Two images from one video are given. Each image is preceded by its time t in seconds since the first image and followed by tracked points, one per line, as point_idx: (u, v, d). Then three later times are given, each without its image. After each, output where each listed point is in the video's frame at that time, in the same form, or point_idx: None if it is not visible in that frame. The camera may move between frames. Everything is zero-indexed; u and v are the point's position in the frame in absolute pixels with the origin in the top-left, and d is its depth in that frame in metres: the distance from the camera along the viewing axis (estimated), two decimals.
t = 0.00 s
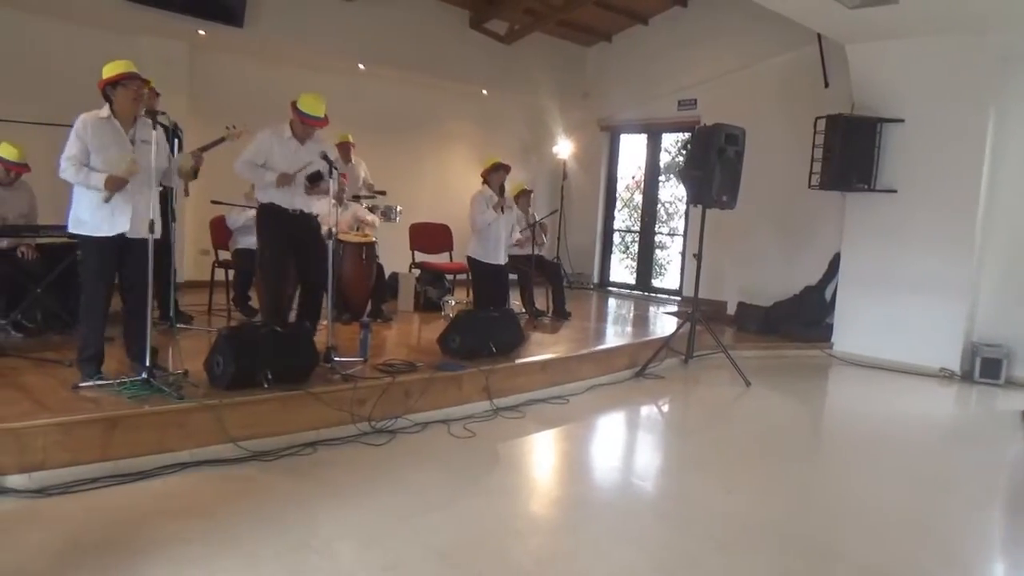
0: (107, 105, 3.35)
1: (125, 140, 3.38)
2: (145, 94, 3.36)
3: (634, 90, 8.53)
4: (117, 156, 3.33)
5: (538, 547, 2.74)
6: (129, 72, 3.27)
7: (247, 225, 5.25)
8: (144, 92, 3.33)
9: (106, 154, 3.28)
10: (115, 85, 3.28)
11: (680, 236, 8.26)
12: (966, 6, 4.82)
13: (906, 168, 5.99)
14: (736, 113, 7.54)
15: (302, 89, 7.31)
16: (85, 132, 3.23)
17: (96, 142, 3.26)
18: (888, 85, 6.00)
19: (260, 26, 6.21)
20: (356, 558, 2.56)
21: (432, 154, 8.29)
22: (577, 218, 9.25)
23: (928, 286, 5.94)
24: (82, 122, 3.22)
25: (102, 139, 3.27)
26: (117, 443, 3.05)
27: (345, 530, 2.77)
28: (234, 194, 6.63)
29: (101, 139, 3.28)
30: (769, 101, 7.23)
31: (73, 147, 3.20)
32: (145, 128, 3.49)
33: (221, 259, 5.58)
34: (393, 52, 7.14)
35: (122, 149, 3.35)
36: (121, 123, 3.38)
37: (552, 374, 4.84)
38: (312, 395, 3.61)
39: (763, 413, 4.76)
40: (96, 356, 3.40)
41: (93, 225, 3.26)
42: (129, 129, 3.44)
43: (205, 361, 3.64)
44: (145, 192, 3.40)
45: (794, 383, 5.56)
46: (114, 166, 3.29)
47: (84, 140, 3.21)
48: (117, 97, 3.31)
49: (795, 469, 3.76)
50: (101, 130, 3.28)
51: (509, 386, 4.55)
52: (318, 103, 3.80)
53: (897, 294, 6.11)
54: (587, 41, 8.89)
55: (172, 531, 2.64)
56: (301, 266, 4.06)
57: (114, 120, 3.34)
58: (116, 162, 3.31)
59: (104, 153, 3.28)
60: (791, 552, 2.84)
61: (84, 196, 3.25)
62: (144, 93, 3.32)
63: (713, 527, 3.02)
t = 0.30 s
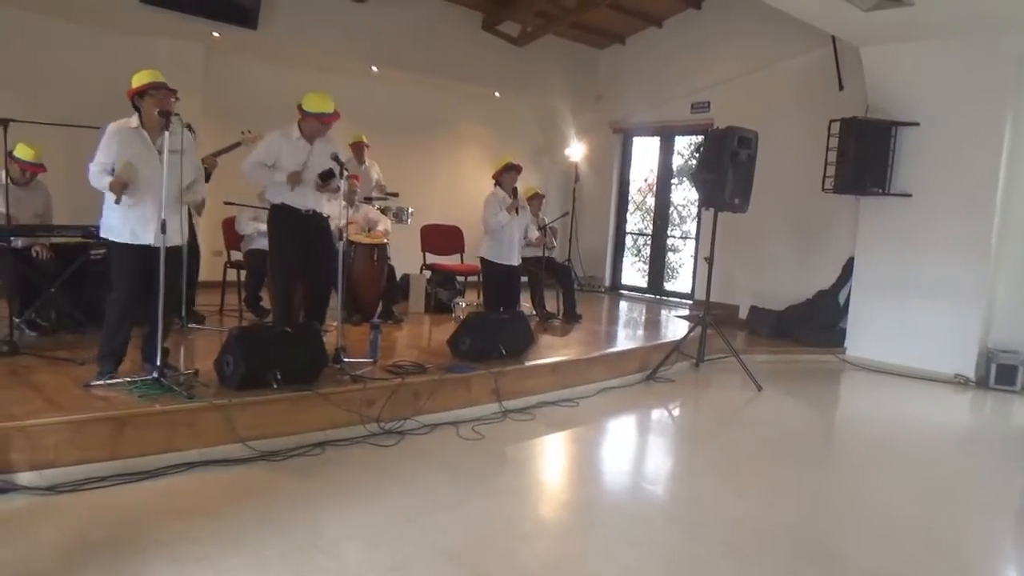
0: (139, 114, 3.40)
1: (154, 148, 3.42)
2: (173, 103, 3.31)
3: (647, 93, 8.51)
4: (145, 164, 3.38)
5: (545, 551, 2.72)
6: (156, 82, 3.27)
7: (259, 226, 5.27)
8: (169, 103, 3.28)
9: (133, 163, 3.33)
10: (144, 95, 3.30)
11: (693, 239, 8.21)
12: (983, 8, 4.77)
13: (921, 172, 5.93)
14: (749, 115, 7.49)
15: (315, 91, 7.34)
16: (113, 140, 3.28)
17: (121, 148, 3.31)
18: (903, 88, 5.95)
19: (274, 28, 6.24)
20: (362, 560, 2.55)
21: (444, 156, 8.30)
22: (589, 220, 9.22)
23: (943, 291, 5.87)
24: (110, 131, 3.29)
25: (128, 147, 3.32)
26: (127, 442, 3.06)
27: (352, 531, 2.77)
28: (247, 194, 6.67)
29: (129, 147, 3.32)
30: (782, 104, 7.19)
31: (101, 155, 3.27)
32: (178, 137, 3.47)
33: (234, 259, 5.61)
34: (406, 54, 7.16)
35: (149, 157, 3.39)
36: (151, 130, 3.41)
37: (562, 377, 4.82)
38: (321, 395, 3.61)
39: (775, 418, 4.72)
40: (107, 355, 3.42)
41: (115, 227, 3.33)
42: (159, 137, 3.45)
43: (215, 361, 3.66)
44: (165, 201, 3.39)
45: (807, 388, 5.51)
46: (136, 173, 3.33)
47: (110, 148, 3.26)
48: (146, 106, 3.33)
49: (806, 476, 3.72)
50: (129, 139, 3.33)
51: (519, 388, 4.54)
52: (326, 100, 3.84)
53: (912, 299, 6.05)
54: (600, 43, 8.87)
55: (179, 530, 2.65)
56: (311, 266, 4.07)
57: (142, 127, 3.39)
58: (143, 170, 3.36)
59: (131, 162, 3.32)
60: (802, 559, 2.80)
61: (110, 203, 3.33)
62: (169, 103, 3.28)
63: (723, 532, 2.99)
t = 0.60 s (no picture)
0: (153, 112, 3.43)
1: (167, 146, 3.44)
2: (183, 100, 3.33)
3: (656, 97, 8.49)
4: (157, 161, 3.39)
5: (551, 556, 2.71)
6: (169, 80, 3.30)
7: (267, 228, 5.29)
8: (180, 100, 3.30)
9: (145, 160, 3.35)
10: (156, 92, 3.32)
11: (700, 244, 8.18)
12: (995, 13, 4.74)
13: (931, 179, 5.90)
14: (758, 120, 7.48)
15: (325, 93, 7.36)
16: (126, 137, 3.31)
17: (134, 146, 3.34)
18: (914, 94, 5.92)
19: (284, 30, 6.26)
20: (366, 563, 2.54)
21: (452, 159, 8.31)
22: (597, 225, 9.21)
23: (953, 298, 5.83)
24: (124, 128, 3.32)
25: (141, 145, 3.35)
26: (134, 442, 3.07)
27: (356, 534, 2.76)
28: (255, 196, 6.69)
29: (141, 144, 3.35)
30: (792, 109, 7.17)
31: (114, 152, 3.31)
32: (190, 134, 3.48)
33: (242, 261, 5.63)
34: (414, 57, 7.17)
35: (161, 154, 3.41)
36: (164, 129, 3.43)
37: (568, 381, 4.81)
38: (327, 397, 3.61)
39: (780, 424, 4.69)
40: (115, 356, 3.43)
41: (127, 224, 3.36)
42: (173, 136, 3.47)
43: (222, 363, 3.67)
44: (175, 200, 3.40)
45: (814, 394, 5.48)
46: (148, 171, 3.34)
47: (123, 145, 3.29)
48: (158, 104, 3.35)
49: (814, 483, 3.69)
50: (142, 136, 3.36)
51: (525, 392, 4.53)
52: (339, 104, 3.84)
53: (922, 305, 6.01)
54: (609, 47, 8.87)
55: (185, 531, 2.65)
56: (319, 269, 4.08)
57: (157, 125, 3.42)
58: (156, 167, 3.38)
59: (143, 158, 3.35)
60: (808, 567, 2.77)
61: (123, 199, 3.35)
62: (180, 100, 3.30)
63: (727, 540, 2.97)
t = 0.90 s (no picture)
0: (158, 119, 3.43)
1: (171, 154, 3.43)
2: (187, 107, 3.32)
3: (657, 100, 8.50)
4: (160, 169, 3.39)
5: (555, 562, 2.69)
6: (173, 87, 3.29)
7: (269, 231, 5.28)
8: (183, 107, 3.30)
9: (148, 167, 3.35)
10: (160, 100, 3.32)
11: (701, 248, 8.17)
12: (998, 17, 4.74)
13: (933, 183, 5.90)
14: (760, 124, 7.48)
15: (326, 97, 7.36)
16: (130, 144, 3.32)
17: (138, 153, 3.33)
18: (916, 98, 5.92)
19: (286, 34, 6.26)
20: (368, 568, 2.53)
21: (453, 162, 8.31)
22: (598, 228, 9.21)
23: (955, 302, 5.82)
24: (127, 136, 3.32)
25: (145, 152, 3.34)
26: (135, 447, 3.06)
27: (358, 539, 2.75)
28: (256, 200, 6.69)
29: (145, 151, 3.35)
30: (793, 113, 7.17)
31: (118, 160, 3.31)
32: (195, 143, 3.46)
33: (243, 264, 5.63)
34: (416, 61, 7.17)
35: (165, 162, 3.40)
36: (168, 136, 3.42)
37: (570, 386, 4.80)
38: (329, 402, 3.60)
39: (782, 428, 4.69)
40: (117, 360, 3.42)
41: (130, 231, 3.35)
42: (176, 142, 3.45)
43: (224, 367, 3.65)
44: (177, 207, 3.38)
45: (816, 399, 5.47)
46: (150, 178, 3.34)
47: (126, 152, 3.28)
48: (162, 111, 3.34)
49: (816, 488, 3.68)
50: (146, 143, 3.36)
51: (527, 396, 4.52)
52: (343, 108, 3.82)
53: (924, 309, 6.00)
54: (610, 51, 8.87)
55: (186, 536, 2.64)
56: (322, 272, 4.07)
57: (160, 132, 3.41)
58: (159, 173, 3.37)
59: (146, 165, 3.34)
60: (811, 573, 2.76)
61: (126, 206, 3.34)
62: (183, 107, 3.29)
63: (729, 544, 2.96)
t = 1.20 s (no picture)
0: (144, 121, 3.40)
1: (160, 155, 3.41)
2: (179, 109, 3.34)
3: (655, 105, 8.51)
4: (151, 172, 3.36)
5: (558, 568, 2.68)
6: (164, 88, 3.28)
7: (268, 238, 5.28)
8: (177, 109, 3.32)
9: (139, 169, 3.32)
10: (149, 101, 3.31)
11: (700, 252, 8.16)
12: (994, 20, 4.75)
13: (931, 185, 5.91)
14: (758, 128, 7.50)
15: (324, 103, 7.36)
16: (119, 147, 3.27)
17: (128, 157, 3.29)
18: (913, 101, 5.94)
19: (284, 40, 6.27)
20: None
21: (452, 168, 8.31)
22: (597, 233, 9.22)
23: (955, 304, 5.82)
24: (116, 139, 3.28)
25: (135, 155, 3.31)
26: (136, 455, 3.05)
27: (360, 547, 2.73)
28: (255, 207, 6.69)
29: (134, 154, 3.32)
30: (791, 117, 7.18)
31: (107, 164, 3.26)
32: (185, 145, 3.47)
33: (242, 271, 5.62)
34: (414, 67, 7.18)
35: (156, 164, 3.38)
36: (157, 137, 3.41)
37: (571, 391, 4.79)
38: (330, 409, 3.59)
39: (783, 431, 4.69)
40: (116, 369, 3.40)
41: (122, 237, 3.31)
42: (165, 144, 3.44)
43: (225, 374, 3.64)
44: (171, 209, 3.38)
45: (817, 402, 5.46)
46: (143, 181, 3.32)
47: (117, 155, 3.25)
48: (151, 113, 3.33)
49: (819, 491, 3.67)
50: (135, 146, 3.33)
51: (528, 402, 4.51)
52: (339, 115, 3.83)
53: (923, 312, 6.00)
54: (608, 56, 8.89)
55: (188, 545, 2.62)
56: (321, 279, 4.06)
57: (149, 134, 3.38)
58: (150, 176, 3.34)
59: (137, 168, 3.31)
60: None
61: (116, 209, 3.30)
62: (176, 109, 3.31)
63: (734, 549, 2.95)
